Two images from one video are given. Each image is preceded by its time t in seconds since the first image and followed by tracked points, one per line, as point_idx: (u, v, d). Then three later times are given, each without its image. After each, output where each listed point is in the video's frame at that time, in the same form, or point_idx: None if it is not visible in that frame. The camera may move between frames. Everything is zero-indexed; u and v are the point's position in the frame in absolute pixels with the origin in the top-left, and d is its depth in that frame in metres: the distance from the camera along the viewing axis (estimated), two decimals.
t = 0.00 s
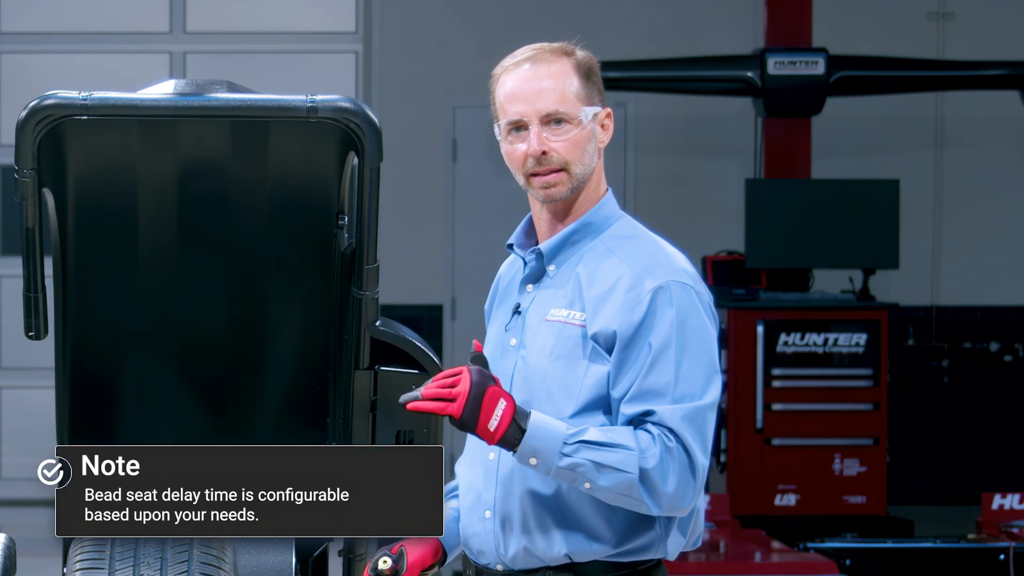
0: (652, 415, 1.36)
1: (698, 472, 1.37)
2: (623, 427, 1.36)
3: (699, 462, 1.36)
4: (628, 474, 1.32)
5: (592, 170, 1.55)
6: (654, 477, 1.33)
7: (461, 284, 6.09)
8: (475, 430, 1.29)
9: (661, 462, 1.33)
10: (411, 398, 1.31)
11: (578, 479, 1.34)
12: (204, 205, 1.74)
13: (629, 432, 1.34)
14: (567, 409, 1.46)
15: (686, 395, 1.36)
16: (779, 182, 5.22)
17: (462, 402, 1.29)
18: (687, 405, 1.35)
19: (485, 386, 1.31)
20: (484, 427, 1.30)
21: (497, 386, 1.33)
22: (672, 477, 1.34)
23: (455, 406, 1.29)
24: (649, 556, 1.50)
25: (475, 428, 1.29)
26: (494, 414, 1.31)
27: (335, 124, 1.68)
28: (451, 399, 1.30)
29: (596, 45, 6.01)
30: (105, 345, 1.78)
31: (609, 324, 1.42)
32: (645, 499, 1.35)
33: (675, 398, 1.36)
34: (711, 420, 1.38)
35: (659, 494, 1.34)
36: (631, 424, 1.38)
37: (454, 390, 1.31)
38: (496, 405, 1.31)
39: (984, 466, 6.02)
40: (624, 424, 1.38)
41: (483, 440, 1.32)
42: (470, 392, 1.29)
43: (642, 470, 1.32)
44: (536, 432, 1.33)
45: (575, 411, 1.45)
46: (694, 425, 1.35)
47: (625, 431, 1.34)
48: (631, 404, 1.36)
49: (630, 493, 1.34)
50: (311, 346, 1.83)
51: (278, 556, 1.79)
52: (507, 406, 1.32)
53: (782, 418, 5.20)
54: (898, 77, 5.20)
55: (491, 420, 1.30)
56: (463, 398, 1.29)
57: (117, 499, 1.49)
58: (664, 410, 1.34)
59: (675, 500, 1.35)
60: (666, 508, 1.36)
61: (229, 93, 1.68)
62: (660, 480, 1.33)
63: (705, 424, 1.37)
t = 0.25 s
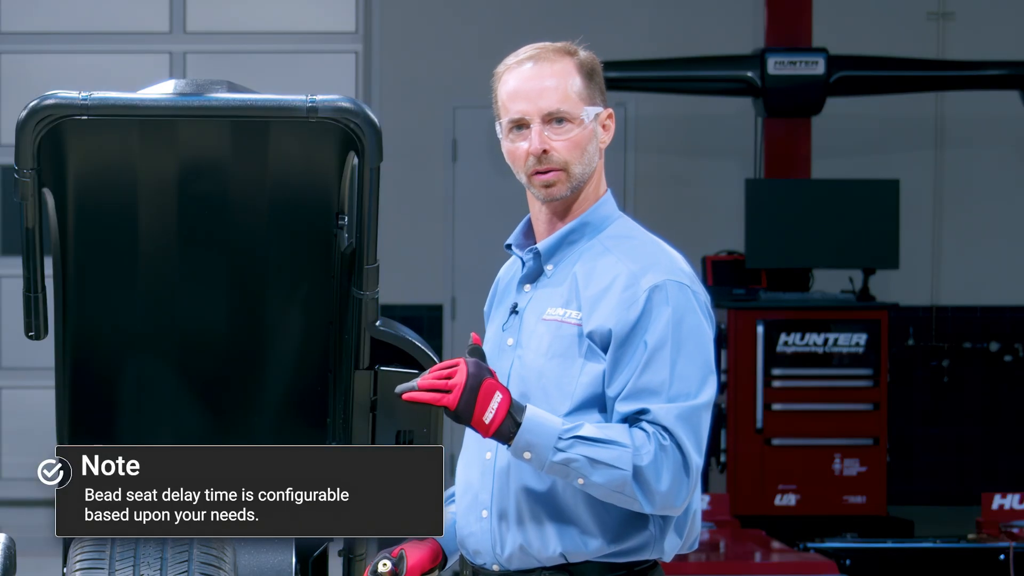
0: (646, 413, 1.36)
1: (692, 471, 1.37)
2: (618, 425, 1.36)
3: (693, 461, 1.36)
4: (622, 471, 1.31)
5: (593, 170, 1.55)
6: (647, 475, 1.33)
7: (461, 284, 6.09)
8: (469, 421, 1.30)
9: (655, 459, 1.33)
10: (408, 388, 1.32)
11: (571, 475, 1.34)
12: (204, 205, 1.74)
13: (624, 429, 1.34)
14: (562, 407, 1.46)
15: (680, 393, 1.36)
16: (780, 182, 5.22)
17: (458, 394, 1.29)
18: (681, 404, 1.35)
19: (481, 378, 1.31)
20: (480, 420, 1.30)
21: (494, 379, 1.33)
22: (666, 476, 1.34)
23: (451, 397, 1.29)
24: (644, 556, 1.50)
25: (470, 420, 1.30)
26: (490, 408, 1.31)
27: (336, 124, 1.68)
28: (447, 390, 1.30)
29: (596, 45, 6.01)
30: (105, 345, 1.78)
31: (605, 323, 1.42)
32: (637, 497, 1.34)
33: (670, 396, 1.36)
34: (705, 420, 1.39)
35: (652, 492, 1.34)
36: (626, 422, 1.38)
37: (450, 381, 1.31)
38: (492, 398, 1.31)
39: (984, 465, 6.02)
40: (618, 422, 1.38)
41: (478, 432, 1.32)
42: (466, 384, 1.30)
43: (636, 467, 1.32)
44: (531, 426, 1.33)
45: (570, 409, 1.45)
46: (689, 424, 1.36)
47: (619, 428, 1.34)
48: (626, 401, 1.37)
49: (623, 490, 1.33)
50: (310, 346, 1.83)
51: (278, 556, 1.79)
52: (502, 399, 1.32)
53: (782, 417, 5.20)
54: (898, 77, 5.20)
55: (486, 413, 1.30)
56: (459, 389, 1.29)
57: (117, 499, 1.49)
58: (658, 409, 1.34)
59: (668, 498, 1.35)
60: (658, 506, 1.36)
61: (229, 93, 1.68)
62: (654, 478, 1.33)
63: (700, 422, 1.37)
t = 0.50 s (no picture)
0: (645, 413, 1.36)
1: (690, 471, 1.37)
2: (616, 424, 1.36)
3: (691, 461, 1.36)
4: (620, 471, 1.31)
5: (589, 170, 1.55)
6: (646, 475, 1.33)
7: (461, 284, 6.09)
8: (467, 422, 1.30)
9: (653, 459, 1.33)
10: (406, 389, 1.32)
11: (569, 475, 1.34)
12: (204, 205, 1.74)
13: (622, 429, 1.34)
14: (561, 408, 1.46)
15: (679, 393, 1.36)
16: (780, 182, 5.22)
17: (455, 395, 1.29)
18: (680, 404, 1.35)
19: (479, 379, 1.31)
20: (478, 420, 1.31)
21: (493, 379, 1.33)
22: (664, 476, 1.34)
23: (449, 398, 1.30)
24: (644, 556, 1.51)
25: (468, 421, 1.30)
26: (488, 408, 1.31)
27: (336, 124, 1.68)
28: (444, 391, 1.30)
29: (596, 45, 6.01)
30: (106, 345, 1.78)
31: (603, 323, 1.42)
32: (636, 497, 1.34)
33: (669, 396, 1.36)
34: (704, 419, 1.39)
35: (650, 492, 1.34)
36: (625, 422, 1.38)
37: (448, 382, 1.31)
38: (490, 399, 1.31)
39: (984, 465, 6.02)
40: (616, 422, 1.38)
41: (476, 432, 1.32)
42: (463, 385, 1.30)
43: (634, 467, 1.32)
44: (529, 426, 1.33)
45: (569, 409, 1.45)
46: (687, 424, 1.36)
47: (617, 428, 1.34)
48: (625, 402, 1.37)
49: (621, 489, 1.33)
50: (310, 346, 1.83)
51: (278, 556, 1.79)
52: (501, 399, 1.31)
53: (782, 417, 5.20)
54: (898, 77, 5.20)
55: (484, 413, 1.30)
56: (455, 390, 1.29)
57: (116, 499, 1.49)
58: (657, 408, 1.34)
59: (666, 498, 1.35)
60: (656, 506, 1.36)
61: (228, 92, 1.69)
62: (652, 478, 1.33)
63: (698, 422, 1.37)
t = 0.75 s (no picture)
0: (646, 414, 1.36)
1: (692, 471, 1.37)
2: (617, 426, 1.36)
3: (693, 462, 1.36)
4: (621, 472, 1.31)
5: (587, 171, 1.55)
6: (647, 477, 1.33)
7: (461, 284, 6.09)
8: (468, 424, 1.30)
9: (655, 461, 1.33)
10: (406, 391, 1.32)
11: (571, 476, 1.34)
12: (204, 205, 1.74)
13: (623, 431, 1.34)
14: (562, 409, 1.46)
15: (680, 395, 1.36)
16: (780, 182, 5.22)
17: (457, 396, 1.29)
18: (680, 406, 1.35)
19: (480, 381, 1.31)
20: (479, 422, 1.30)
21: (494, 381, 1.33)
22: (666, 477, 1.34)
23: (451, 400, 1.30)
24: (644, 557, 1.51)
25: (469, 422, 1.30)
26: (490, 410, 1.31)
27: (336, 124, 1.68)
28: (446, 393, 1.30)
29: (595, 45, 6.01)
30: (105, 345, 1.78)
31: (604, 324, 1.42)
32: (637, 499, 1.34)
33: (670, 398, 1.36)
34: (704, 421, 1.39)
35: (651, 494, 1.34)
36: (625, 423, 1.38)
37: (449, 384, 1.31)
38: (492, 400, 1.31)
39: (984, 465, 6.02)
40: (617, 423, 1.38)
41: (478, 434, 1.32)
42: (465, 386, 1.30)
43: (635, 469, 1.32)
44: (530, 428, 1.33)
45: (570, 411, 1.45)
46: (688, 425, 1.36)
47: (619, 430, 1.34)
48: (626, 403, 1.37)
49: (622, 491, 1.33)
50: (310, 346, 1.83)
51: (278, 556, 1.79)
52: (502, 401, 1.31)
53: (782, 417, 5.20)
54: (898, 77, 5.20)
55: (486, 415, 1.30)
56: (458, 392, 1.29)
57: (117, 499, 1.49)
58: (658, 410, 1.34)
59: (667, 499, 1.35)
60: (657, 508, 1.36)
61: (228, 92, 1.69)
62: (653, 480, 1.33)
63: (699, 424, 1.37)
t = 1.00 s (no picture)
0: (645, 415, 1.36)
1: (691, 472, 1.36)
2: (617, 426, 1.36)
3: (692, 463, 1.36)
4: (620, 473, 1.31)
5: (588, 173, 1.55)
6: (646, 478, 1.33)
7: (461, 284, 6.09)
8: (468, 424, 1.30)
9: (654, 461, 1.33)
10: (406, 390, 1.32)
11: (570, 477, 1.34)
12: (204, 205, 1.74)
13: (622, 431, 1.34)
14: (561, 409, 1.46)
15: (679, 396, 1.36)
16: (780, 182, 5.22)
17: (456, 396, 1.29)
18: (680, 407, 1.35)
19: (480, 380, 1.31)
20: (479, 422, 1.30)
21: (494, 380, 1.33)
22: (664, 478, 1.34)
23: (450, 399, 1.30)
24: (643, 557, 1.51)
25: (469, 422, 1.30)
26: (489, 410, 1.31)
27: (336, 124, 1.68)
28: (446, 393, 1.30)
29: (595, 45, 6.01)
30: (106, 345, 1.78)
31: (604, 325, 1.42)
32: (636, 499, 1.34)
33: (669, 399, 1.36)
34: (704, 422, 1.39)
35: (650, 495, 1.34)
36: (624, 424, 1.38)
37: (449, 383, 1.31)
38: (491, 400, 1.31)
39: (984, 465, 6.02)
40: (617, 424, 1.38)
41: (477, 434, 1.32)
42: (465, 386, 1.29)
43: (634, 469, 1.32)
44: (530, 428, 1.33)
45: (569, 411, 1.45)
46: (687, 426, 1.36)
47: (618, 431, 1.34)
48: (625, 404, 1.37)
49: (621, 492, 1.33)
50: (311, 346, 1.83)
51: (278, 556, 1.79)
52: (502, 401, 1.31)
53: (782, 417, 5.20)
54: (898, 77, 5.20)
55: (485, 415, 1.30)
56: (457, 392, 1.29)
57: (117, 499, 1.49)
58: (657, 411, 1.34)
59: (666, 501, 1.35)
60: (656, 509, 1.36)
61: (228, 92, 1.69)
62: (652, 480, 1.33)
63: (699, 424, 1.37)
